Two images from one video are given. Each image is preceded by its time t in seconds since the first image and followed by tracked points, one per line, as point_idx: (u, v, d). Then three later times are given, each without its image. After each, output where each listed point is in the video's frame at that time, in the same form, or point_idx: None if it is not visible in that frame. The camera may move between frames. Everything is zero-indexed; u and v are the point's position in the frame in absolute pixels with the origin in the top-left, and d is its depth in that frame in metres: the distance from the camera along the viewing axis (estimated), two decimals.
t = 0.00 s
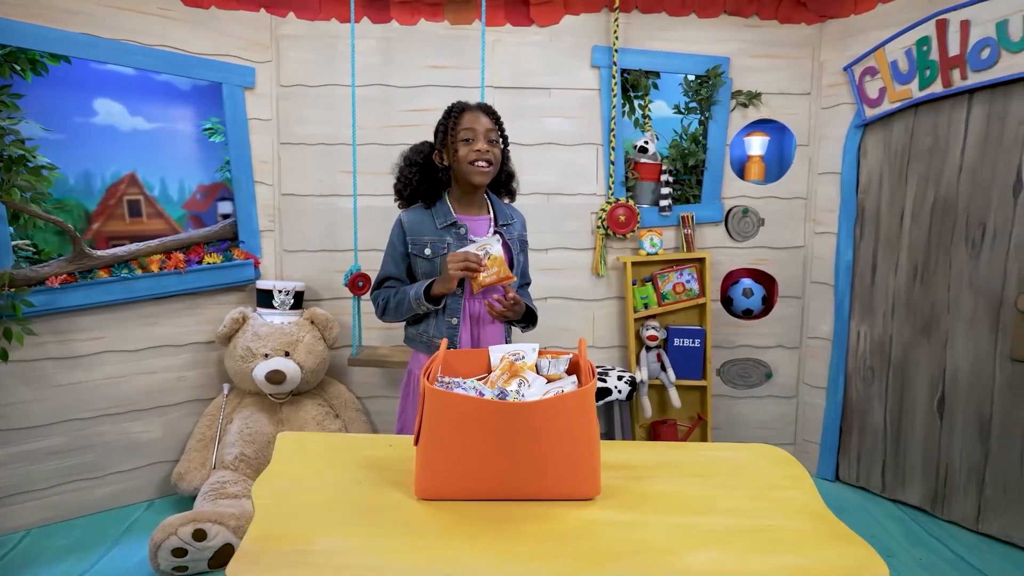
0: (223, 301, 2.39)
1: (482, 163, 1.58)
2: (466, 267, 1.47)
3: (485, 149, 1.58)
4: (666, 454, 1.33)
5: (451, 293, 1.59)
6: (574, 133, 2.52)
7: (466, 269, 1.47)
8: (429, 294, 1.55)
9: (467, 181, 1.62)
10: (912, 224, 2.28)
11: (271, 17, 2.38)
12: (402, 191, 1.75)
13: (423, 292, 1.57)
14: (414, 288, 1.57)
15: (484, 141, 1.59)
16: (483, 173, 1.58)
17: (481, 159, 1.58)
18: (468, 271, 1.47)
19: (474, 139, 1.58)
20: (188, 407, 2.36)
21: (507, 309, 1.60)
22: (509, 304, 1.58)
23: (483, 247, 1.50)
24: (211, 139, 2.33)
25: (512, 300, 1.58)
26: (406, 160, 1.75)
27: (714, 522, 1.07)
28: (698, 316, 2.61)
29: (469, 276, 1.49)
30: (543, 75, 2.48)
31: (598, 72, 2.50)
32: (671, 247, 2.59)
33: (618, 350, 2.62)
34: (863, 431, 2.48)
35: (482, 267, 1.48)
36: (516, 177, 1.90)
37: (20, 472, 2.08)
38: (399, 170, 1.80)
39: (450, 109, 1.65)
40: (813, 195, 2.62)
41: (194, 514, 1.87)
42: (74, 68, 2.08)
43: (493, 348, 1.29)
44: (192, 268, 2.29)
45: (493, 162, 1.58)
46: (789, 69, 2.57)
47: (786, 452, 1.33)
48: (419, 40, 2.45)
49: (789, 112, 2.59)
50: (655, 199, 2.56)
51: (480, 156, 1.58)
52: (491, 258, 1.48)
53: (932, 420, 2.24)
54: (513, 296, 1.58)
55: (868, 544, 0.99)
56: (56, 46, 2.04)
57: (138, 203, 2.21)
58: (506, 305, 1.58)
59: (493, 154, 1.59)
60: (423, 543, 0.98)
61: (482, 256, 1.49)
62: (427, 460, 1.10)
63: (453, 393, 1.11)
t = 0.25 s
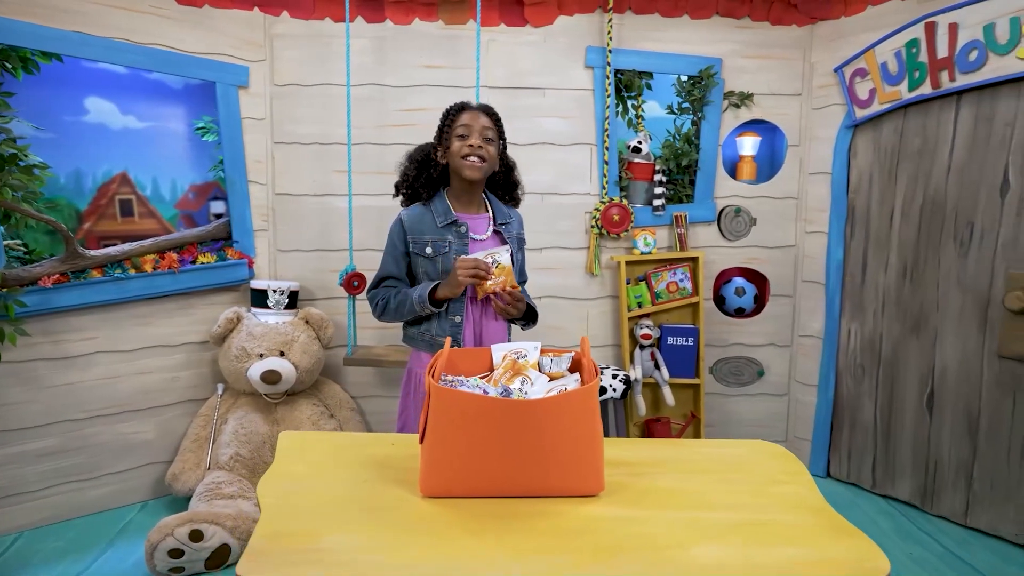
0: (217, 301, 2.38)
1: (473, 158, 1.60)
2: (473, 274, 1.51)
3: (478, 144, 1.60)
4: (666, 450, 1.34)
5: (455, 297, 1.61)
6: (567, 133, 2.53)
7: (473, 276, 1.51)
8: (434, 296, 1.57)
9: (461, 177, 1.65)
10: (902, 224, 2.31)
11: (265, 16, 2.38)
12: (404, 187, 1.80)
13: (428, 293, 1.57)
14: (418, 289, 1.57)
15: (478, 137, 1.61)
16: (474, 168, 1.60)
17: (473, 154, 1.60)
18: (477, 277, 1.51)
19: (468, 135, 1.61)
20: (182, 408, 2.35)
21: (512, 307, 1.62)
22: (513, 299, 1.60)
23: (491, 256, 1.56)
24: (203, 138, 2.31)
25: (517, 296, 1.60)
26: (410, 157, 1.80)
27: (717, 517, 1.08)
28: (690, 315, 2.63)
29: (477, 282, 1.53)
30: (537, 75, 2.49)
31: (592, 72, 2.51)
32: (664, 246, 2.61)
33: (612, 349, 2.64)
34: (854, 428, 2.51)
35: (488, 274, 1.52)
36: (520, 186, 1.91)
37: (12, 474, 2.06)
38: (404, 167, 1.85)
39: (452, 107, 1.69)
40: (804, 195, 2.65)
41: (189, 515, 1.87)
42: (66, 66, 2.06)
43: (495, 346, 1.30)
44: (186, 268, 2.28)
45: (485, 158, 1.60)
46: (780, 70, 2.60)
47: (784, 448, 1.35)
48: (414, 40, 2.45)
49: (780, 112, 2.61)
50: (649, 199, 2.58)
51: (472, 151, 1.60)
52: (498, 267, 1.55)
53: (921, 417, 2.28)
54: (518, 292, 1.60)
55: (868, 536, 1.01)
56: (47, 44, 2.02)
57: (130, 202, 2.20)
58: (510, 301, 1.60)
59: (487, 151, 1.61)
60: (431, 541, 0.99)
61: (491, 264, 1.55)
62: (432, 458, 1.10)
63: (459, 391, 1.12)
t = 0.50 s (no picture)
0: (209, 301, 2.37)
1: (470, 166, 1.61)
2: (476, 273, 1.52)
3: (474, 151, 1.61)
4: (665, 447, 1.35)
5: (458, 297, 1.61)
6: (561, 133, 2.54)
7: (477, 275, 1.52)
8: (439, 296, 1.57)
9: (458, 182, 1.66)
10: (891, 223, 2.34)
11: (258, 14, 2.36)
12: (406, 185, 1.83)
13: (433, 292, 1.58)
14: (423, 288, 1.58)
15: (475, 143, 1.62)
16: (470, 176, 1.61)
17: (470, 161, 1.61)
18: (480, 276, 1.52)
19: (466, 141, 1.61)
20: (174, 408, 2.33)
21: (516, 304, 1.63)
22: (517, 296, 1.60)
23: (494, 255, 1.57)
24: (195, 137, 2.30)
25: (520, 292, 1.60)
26: (411, 155, 1.82)
27: (718, 512, 1.10)
28: (683, 314, 2.65)
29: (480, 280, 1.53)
30: (530, 75, 2.50)
31: (585, 72, 2.52)
32: (657, 245, 2.63)
33: (605, 347, 2.65)
34: (844, 425, 2.54)
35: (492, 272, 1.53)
36: (520, 181, 1.93)
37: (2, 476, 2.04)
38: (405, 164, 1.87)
39: (450, 109, 1.68)
40: (795, 194, 2.68)
41: (184, 516, 1.86)
42: (56, 63, 2.05)
43: (495, 344, 1.31)
44: (178, 267, 2.27)
45: (481, 166, 1.61)
46: (771, 71, 2.62)
47: (781, 444, 1.36)
48: (407, 39, 2.45)
49: (771, 112, 2.64)
50: (641, 198, 2.60)
51: (469, 158, 1.61)
52: (502, 266, 1.56)
53: (910, 413, 2.31)
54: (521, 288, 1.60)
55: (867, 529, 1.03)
56: (36, 41, 2.00)
57: (120, 201, 2.18)
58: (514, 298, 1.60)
59: (483, 158, 1.62)
60: (437, 537, 0.99)
61: (493, 264, 1.56)
62: (436, 455, 1.11)
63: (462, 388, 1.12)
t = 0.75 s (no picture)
0: (201, 300, 2.35)
1: (470, 168, 1.62)
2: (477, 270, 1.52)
3: (475, 153, 1.62)
4: (663, 442, 1.36)
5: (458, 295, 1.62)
6: (552, 132, 2.55)
7: (477, 273, 1.52)
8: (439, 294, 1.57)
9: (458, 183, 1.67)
10: (878, 221, 2.37)
11: (249, 12, 2.35)
12: (404, 182, 1.83)
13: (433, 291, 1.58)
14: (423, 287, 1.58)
15: (475, 145, 1.62)
16: (470, 178, 1.62)
17: (470, 163, 1.62)
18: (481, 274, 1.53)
19: (466, 142, 1.62)
20: (165, 409, 2.31)
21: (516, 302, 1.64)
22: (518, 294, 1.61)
23: (494, 253, 1.57)
24: (185, 135, 2.28)
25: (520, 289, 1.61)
26: (410, 153, 1.82)
27: (719, 505, 1.11)
28: (674, 312, 2.67)
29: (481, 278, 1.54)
30: (522, 74, 2.51)
31: (577, 71, 2.53)
32: (648, 244, 2.64)
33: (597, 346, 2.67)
34: (833, 421, 2.57)
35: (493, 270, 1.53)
36: (518, 179, 1.94)
37: None
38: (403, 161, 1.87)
39: (451, 108, 1.68)
40: (784, 194, 2.71)
41: (178, 517, 1.85)
42: (44, 60, 2.02)
43: (495, 342, 1.31)
44: (170, 267, 2.25)
45: (481, 168, 1.62)
46: (760, 71, 2.65)
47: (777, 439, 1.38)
48: (399, 39, 2.45)
49: (760, 112, 2.66)
50: (632, 198, 2.62)
51: (470, 160, 1.62)
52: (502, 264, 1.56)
53: (897, 409, 2.35)
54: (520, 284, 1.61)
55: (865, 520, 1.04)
56: (24, 38, 1.98)
57: (109, 200, 2.16)
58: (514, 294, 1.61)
59: (483, 159, 1.63)
60: (444, 533, 1.00)
61: (493, 262, 1.57)
62: (439, 452, 1.11)
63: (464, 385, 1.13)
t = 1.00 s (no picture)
0: (190, 300, 2.34)
1: (468, 168, 1.63)
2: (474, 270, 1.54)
3: (473, 153, 1.63)
4: (659, 439, 1.38)
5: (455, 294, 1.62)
6: (543, 132, 2.56)
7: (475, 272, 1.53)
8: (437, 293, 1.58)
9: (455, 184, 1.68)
10: (864, 220, 2.41)
11: (239, 11, 2.34)
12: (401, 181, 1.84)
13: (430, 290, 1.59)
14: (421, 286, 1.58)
15: (473, 145, 1.63)
16: (468, 178, 1.63)
17: (469, 163, 1.63)
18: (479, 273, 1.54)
19: (465, 142, 1.63)
20: (154, 410, 2.30)
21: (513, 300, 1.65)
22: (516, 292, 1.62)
23: (491, 252, 1.58)
24: (174, 134, 2.26)
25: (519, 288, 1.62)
26: (406, 152, 1.83)
27: (715, 499, 1.12)
28: (664, 310, 2.69)
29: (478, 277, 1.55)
30: (512, 74, 2.52)
31: (567, 72, 2.54)
32: (638, 243, 2.66)
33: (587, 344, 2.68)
34: (820, 417, 2.60)
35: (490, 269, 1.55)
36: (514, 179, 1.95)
37: None
38: (399, 159, 1.88)
39: (449, 108, 1.69)
40: (772, 193, 2.73)
41: (170, 518, 1.83)
42: (30, 58, 2.00)
43: (492, 340, 1.32)
44: (159, 267, 2.24)
45: (479, 168, 1.63)
46: (748, 72, 2.68)
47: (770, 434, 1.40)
48: (390, 38, 2.45)
49: (748, 113, 2.69)
50: (623, 197, 2.64)
51: (468, 160, 1.63)
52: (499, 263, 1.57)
53: (884, 404, 2.38)
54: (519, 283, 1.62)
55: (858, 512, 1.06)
56: (9, 35, 1.95)
57: (97, 200, 2.14)
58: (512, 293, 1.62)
59: (481, 160, 1.64)
60: (446, 529, 1.00)
61: (491, 261, 1.58)
62: (439, 448, 1.12)
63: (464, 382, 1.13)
